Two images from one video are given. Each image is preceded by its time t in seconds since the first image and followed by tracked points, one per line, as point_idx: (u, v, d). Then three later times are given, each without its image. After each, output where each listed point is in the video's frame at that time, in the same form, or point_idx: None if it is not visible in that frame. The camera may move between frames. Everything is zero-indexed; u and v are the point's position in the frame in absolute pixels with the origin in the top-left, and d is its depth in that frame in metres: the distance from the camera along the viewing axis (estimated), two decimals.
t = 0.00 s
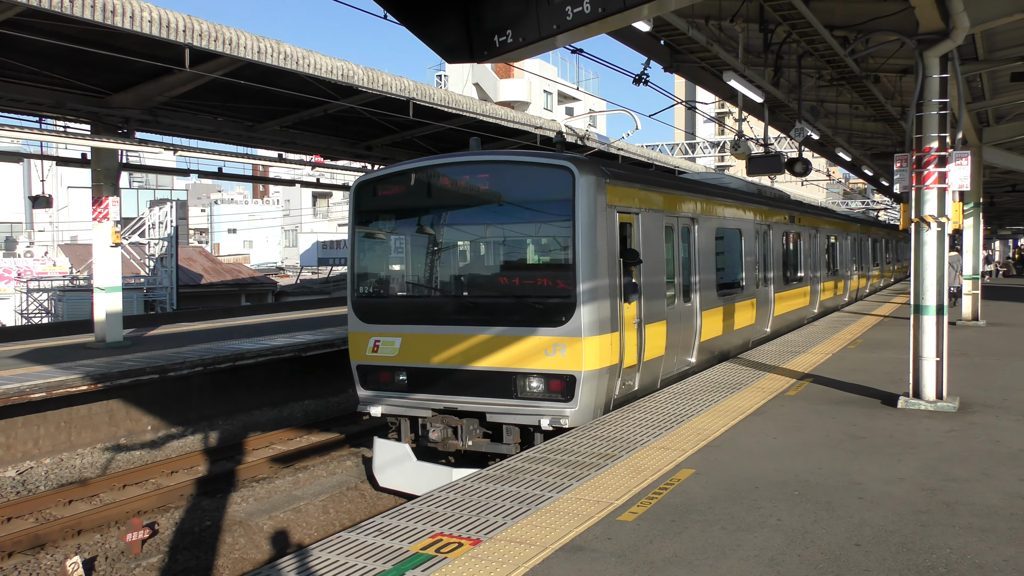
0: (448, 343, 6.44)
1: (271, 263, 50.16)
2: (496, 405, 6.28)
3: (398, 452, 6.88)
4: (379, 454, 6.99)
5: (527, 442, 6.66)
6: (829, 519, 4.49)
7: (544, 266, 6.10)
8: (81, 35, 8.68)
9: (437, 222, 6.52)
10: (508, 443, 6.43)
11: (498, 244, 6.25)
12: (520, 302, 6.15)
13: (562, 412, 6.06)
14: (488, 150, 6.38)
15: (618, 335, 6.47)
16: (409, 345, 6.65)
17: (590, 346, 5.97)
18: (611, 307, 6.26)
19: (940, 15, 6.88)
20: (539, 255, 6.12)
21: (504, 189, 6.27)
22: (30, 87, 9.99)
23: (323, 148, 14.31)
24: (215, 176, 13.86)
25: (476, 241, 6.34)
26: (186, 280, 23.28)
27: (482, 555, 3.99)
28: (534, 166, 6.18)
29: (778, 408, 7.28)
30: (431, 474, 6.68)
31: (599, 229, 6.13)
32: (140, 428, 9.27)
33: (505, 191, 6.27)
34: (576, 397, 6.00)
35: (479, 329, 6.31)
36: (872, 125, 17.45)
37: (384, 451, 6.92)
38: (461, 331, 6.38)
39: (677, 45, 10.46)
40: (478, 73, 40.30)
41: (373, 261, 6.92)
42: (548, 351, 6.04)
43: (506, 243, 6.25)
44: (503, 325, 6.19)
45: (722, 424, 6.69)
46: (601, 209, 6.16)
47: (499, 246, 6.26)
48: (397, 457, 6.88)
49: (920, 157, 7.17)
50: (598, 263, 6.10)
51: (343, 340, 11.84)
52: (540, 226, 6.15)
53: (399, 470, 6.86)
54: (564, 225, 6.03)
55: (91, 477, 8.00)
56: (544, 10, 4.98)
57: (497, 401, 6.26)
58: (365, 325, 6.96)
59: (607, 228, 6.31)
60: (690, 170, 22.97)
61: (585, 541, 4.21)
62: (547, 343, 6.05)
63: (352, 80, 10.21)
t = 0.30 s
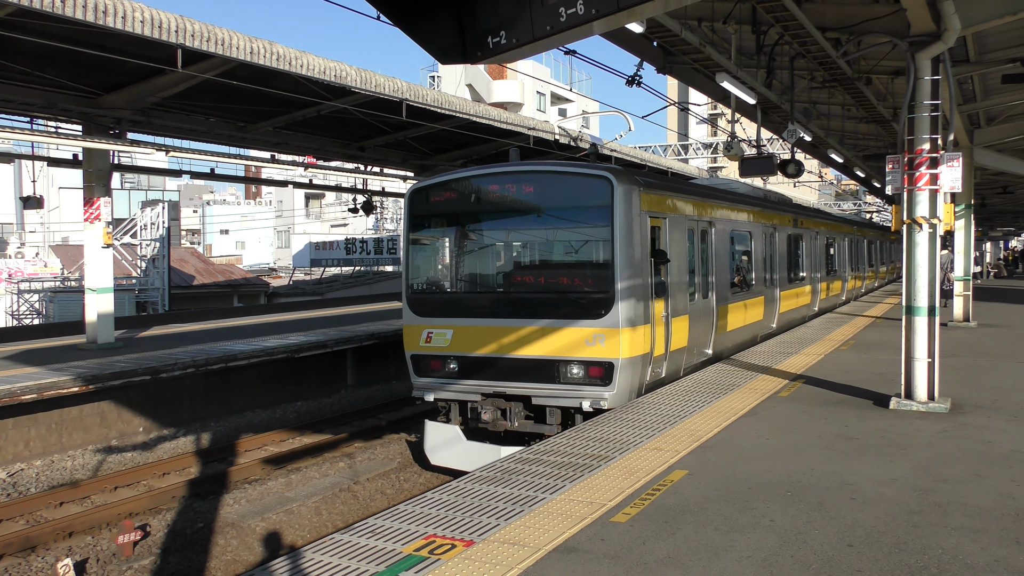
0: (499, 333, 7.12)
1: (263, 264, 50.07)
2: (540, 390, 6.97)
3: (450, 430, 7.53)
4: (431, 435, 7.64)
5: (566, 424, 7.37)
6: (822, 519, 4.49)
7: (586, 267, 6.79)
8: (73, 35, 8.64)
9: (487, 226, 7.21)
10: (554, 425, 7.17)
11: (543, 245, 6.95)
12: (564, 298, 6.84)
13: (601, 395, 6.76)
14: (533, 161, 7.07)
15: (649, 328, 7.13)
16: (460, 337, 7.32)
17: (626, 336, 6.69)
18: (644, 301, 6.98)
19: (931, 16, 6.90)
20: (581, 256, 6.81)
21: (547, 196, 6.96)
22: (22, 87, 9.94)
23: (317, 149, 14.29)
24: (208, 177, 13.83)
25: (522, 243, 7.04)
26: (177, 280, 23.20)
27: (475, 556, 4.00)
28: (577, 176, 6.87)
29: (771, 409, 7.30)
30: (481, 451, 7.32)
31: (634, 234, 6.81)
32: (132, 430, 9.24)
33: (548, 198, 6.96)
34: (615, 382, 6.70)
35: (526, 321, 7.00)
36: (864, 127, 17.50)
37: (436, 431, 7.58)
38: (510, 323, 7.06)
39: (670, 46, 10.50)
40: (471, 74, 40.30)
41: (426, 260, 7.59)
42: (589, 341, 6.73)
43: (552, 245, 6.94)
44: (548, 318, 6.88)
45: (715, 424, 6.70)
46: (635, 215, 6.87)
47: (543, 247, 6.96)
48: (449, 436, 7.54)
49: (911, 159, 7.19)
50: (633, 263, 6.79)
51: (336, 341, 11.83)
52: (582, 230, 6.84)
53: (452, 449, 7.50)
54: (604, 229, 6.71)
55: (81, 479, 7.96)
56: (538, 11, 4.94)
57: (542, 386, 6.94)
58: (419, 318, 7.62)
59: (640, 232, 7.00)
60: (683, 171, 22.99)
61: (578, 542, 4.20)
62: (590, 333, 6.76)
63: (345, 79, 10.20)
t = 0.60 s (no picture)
0: (538, 325, 7.86)
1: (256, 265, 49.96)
2: (577, 375, 7.70)
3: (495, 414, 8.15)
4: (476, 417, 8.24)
5: (600, 407, 8.10)
6: (815, 520, 4.50)
7: (618, 266, 7.51)
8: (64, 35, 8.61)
9: (529, 228, 7.93)
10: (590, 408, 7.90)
11: (579, 246, 7.68)
12: (599, 294, 7.58)
13: (633, 379, 7.50)
14: (570, 170, 7.75)
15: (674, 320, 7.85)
16: (503, 329, 8.05)
17: (655, 328, 7.45)
18: (670, 297, 7.70)
19: (922, 18, 6.92)
20: (614, 257, 7.52)
21: (582, 202, 7.65)
22: (13, 87, 9.90)
23: (310, 150, 14.27)
24: (200, 178, 13.78)
25: (561, 244, 7.77)
26: (169, 282, 23.12)
27: (468, 557, 4.00)
28: (610, 185, 7.56)
29: (764, 409, 7.31)
30: (526, 431, 7.95)
31: (662, 237, 7.50)
32: (124, 432, 9.22)
33: (583, 204, 7.65)
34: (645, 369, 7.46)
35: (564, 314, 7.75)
36: (855, 127, 17.54)
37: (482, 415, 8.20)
38: (549, 316, 7.79)
39: (662, 47, 10.52)
40: (464, 75, 40.30)
41: (472, 260, 8.32)
42: (622, 333, 7.47)
43: (588, 247, 7.67)
44: (584, 311, 7.63)
45: (708, 425, 6.73)
46: (663, 220, 7.57)
47: (579, 249, 7.69)
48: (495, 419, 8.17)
49: (903, 160, 7.21)
50: (660, 263, 7.50)
51: (329, 343, 11.81)
52: (615, 233, 7.55)
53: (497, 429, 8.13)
54: (636, 233, 7.42)
55: (73, 481, 7.93)
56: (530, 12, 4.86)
57: (578, 372, 7.68)
58: (465, 312, 8.37)
59: (666, 234, 7.71)
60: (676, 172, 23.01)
61: (571, 543, 4.19)
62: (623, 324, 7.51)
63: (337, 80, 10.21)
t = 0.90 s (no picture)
0: (575, 318, 8.74)
1: (252, 266, 49.95)
2: (612, 364, 8.59)
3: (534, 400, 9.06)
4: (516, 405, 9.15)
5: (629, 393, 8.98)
6: (810, 520, 4.50)
7: (647, 264, 8.40)
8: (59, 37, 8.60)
9: (565, 231, 8.84)
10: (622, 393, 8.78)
11: (612, 247, 8.58)
12: (630, 290, 8.48)
13: (662, 367, 8.36)
14: (603, 178, 8.64)
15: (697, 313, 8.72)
16: (542, 321, 8.95)
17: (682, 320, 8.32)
18: (693, 293, 8.59)
19: (916, 18, 6.92)
20: (643, 256, 8.41)
21: (614, 207, 8.55)
22: (9, 89, 9.89)
23: (306, 151, 14.28)
24: (195, 179, 13.77)
25: (596, 245, 8.66)
26: (165, 283, 23.11)
27: (464, 558, 3.98)
28: (639, 191, 8.45)
29: (759, 410, 7.32)
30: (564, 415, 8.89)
31: (687, 238, 8.41)
32: (118, 433, 9.20)
33: (615, 209, 8.55)
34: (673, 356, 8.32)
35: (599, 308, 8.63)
36: (850, 128, 17.57)
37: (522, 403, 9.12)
38: (585, 309, 8.68)
39: (658, 48, 10.53)
40: (460, 77, 40.31)
41: (513, 260, 9.24)
42: (652, 324, 8.34)
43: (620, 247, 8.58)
44: (617, 305, 8.51)
45: (704, 425, 6.74)
46: (688, 223, 8.47)
47: (612, 248, 8.58)
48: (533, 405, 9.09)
49: (898, 160, 7.20)
50: (686, 263, 8.41)
51: (324, 344, 11.81)
52: (644, 235, 8.45)
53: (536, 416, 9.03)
54: (664, 235, 8.30)
55: (68, 483, 7.91)
56: (526, 13, 4.63)
57: (611, 360, 8.56)
58: (507, 306, 9.28)
59: (690, 236, 8.59)
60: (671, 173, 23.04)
61: (567, 544, 4.18)
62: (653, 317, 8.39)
63: (332, 81, 10.20)
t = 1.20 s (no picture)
0: (613, 312, 9.42)
1: (253, 267, 49.97)
2: (646, 354, 9.28)
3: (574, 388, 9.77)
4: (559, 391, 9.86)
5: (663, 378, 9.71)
6: (812, 521, 4.49)
7: (679, 263, 9.04)
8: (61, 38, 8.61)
9: (602, 233, 9.48)
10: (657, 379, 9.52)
11: (646, 248, 9.21)
12: (664, 287, 9.13)
13: (694, 357, 9.04)
14: (637, 185, 9.22)
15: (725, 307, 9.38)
16: (582, 315, 9.62)
17: (711, 314, 8.99)
18: (721, 290, 9.26)
19: (918, 19, 6.92)
20: (675, 257, 9.03)
21: (648, 211, 9.16)
22: (12, 90, 9.91)
23: (307, 151, 14.30)
24: (197, 180, 13.79)
25: (631, 246, 9.30)
26: (167, 284, 23.14)
27: (466, 559, 3.98)
28: (672, 196, 9.06)
29: (761, 410, 7.32)
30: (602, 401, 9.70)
31: (716, 240, 9.03)
32: (120, 433, 9.20)
33: (649, 213, 9.16)
34: (703, 347, 9.00)
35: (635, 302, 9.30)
36: (852, 128, 17.60)
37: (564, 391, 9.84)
38: (622, 303, 9.36)
39: (660, 48, 10.55)
40: (461, 77, 40.30)
41: (553, 260, 9.88)
42: (684, 317, 9.01)
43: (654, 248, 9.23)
44: (652, 300, 9.17)
45: (706, 425, 6.74)
46: (717, 227, 9.08)
47: (646, 249, 9.22)
48: (575, 392, 9.78)
49: (900, 161, 7.20)
50: (716, 263, 9.05)
51: (326, 344, 11.82)
52: (676, 237, 9.07)
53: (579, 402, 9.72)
54: (695, 237, 8.92)
55: (70, 484, 7.92)
56: (526, 13, 4.55)
57: (647, 351, 9.25)
58: (547, 302, 9.94)
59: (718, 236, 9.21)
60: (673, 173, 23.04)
61: (569, 545, 4.17)
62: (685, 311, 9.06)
63: (333, 81, 10.21)
